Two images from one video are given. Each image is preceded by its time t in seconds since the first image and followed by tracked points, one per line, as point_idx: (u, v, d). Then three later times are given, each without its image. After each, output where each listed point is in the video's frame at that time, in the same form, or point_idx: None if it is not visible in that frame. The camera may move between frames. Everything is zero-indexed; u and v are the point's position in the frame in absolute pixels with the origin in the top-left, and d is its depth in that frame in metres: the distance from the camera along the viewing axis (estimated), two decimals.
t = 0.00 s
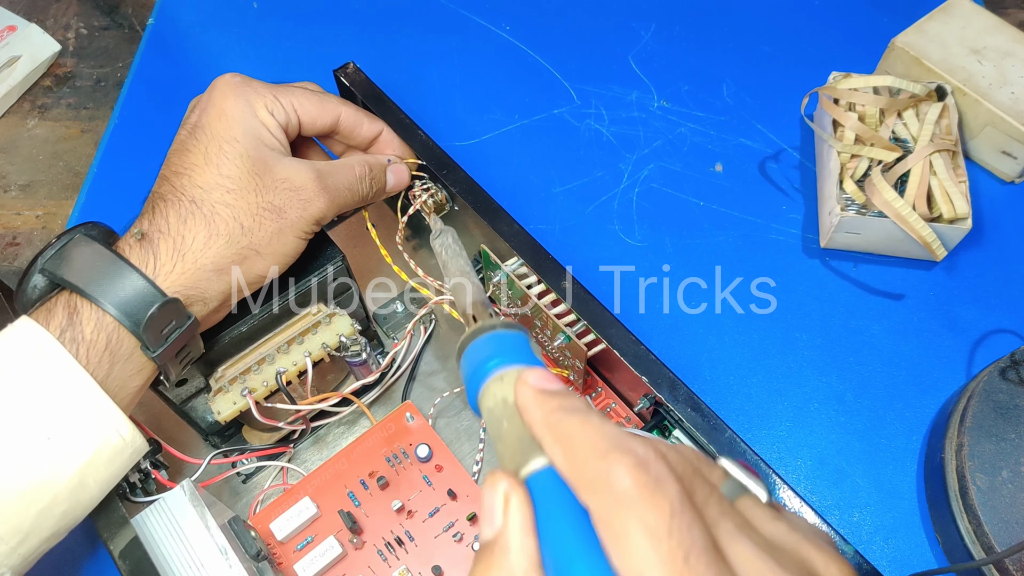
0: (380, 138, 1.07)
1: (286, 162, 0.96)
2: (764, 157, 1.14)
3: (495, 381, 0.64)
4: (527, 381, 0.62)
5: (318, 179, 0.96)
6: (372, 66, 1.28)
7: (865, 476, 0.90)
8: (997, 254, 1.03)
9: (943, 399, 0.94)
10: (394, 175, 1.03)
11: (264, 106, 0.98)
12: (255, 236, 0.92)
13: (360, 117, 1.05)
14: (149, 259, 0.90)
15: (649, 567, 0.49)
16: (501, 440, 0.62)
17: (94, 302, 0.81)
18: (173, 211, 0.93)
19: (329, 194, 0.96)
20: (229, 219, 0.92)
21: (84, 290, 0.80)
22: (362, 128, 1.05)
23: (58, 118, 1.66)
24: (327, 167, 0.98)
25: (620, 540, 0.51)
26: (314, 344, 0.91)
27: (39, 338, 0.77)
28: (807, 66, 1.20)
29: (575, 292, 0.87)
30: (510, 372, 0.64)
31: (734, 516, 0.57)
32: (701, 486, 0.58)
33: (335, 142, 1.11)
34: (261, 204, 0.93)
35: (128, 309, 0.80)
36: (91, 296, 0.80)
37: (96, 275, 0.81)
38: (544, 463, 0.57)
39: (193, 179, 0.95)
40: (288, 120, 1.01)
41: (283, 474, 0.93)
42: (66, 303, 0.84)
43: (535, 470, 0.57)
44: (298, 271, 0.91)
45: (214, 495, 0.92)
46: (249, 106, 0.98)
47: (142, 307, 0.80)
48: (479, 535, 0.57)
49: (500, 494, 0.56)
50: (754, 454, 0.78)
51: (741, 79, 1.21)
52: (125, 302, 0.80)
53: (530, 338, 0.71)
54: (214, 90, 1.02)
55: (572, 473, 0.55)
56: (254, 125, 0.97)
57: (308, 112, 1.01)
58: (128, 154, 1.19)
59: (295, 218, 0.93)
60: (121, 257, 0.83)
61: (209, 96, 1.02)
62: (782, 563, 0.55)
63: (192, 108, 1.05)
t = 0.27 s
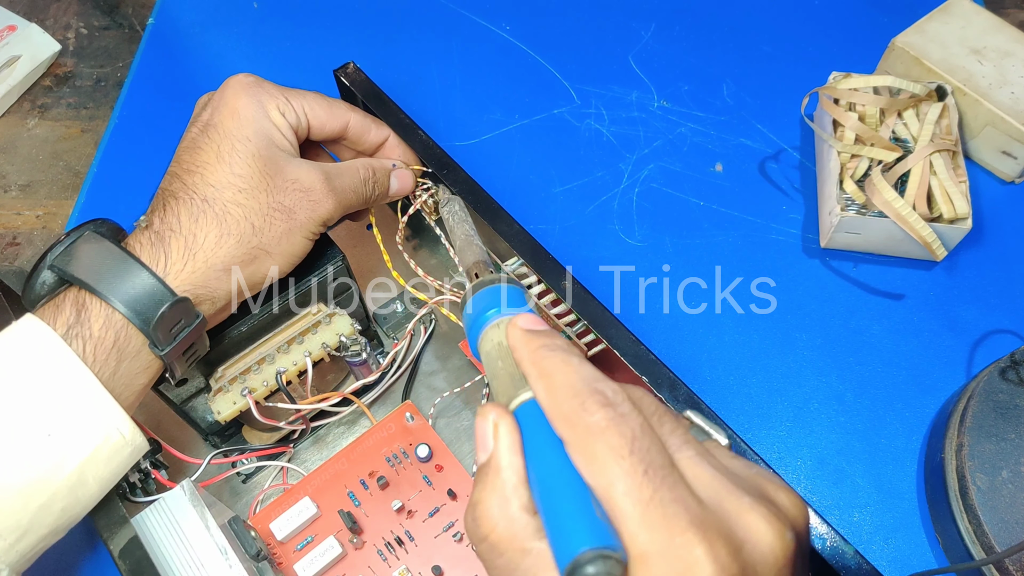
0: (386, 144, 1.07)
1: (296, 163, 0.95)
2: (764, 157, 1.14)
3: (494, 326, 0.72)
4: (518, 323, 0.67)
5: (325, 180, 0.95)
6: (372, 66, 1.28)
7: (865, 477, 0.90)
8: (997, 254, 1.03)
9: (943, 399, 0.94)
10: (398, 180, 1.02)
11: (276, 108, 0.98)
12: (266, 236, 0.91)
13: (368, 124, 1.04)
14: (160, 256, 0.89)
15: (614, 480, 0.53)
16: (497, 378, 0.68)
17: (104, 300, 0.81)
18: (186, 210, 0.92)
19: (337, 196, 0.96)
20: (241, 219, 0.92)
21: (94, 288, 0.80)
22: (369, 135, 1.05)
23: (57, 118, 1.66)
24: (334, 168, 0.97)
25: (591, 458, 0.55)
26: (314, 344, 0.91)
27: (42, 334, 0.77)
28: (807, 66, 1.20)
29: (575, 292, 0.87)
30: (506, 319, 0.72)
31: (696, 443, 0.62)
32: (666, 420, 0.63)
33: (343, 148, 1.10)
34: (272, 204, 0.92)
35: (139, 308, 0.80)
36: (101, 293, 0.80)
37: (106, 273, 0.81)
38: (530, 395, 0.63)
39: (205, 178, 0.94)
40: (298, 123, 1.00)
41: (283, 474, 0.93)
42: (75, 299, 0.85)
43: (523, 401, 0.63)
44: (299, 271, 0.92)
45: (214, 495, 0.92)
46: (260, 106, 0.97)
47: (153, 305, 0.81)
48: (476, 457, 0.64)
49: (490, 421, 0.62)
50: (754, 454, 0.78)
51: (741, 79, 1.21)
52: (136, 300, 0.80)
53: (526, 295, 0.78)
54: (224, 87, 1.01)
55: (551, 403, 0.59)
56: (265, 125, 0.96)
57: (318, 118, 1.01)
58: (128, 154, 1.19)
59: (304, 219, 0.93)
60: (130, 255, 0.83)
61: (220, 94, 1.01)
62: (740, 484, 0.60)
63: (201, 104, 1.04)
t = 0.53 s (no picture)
0: (387, 145, 1.07)
1: (302, 167, 0.95)
2: (764, 157, 1.14)
3: (483, 314, 0.74)
4: (504, 310, 0.69)
5: (330, 184, 0.95)
6: (371, 66, 1.28)
7: (865, 477, 0.90)
8: (997, 254, 1.03)
9: (942, 399, 0.94)
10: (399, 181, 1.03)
11: (282, 111, 0.97)
12: (272, 241, 0.91)
13: (371, 126, 1.05)
14: (167, 262, 0.89)
15: (593, 456, 0.54)
16: (488, 363, 0.71)
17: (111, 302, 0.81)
18: (193, 214, 0.91)
19: (342, 200, 0.96)
20: (248, 223, 0.91)
21: (102, 290, 0.80)
22: (371, 135, 1.05)
23: (57, 118, 1.66)
24: (338, 171, 0.97)
25: (571, 436, 0.55)
26: (314, 344, 0.91)
27: (48, 337, 0.77)
28: (807, 66, 1.20)
29: (575, 292, 0.87)
30: (494, 308, 0.74)
31: (674, 422, 0.61)
32: (645, 401, 0.62)
33: (345, 149, 1.10)
34: (278, 209, 0.92)
35: (146, 311, 0.81)
36: (109, 296, 0.80)
37: (114, 275, 0.81)
38: (516, 378, 0.65)
39: (211, 182, 0.93)
40: (302, 125, 1.00)
41: (283, 474, 0.93)
42: (82, 302, 0.85)
43: (510, 384, 0.65)
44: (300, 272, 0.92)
45: (214, 495, 0.92)
46: (266, 109, 0.97)
47: (160, 309, 0.81)
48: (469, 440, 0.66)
49: (478, 404, 0.64)
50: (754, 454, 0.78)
51: (741, 79, 1.21)
52: (143, 304, 0.80)
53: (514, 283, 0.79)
54: (230, 90, 1.00)
55: (533, 385, 0.60)
56: (271, 129, 0.96)
57: (323, 119, 1.01)
58: (129, 154, 1.19)
59: (309, 224, 0.93)
60: (137, 257, 0.83)
61: (226, 96, 1.00)
62: (716, 459, 0.60)
63: (205, 106, 1.04)
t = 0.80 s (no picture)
0: (387, 145, 1.07)
1: (302, 167, 0.95)
2: (764, 157, 1.14)
3: (479, 314, 0.74)
4: (501, 310, 0.69)
5: (330, 184, 0.95)
6: (371, 66, 1.28)
7: (865, 477, 0.90)
8: (997, 254, 1.03)
9: (942, 399, 0.94)
10: (400, 181, 1.02)
11: (282, 111, 0.97)
12: (272, 241, 0.91)
13: (372, 125, 1.05)
14: (166, 261, 0.88)
15: (589, 452, 0.54)
16: (485, 362, 0.70)
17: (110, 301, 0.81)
18: (193, 214, 0.91)
19: (343, 200, 0.96)
20: (249, 223, 0.91)
21: (102, 290, 0.80)
22: (372, 135, 1.05)
23: (57, 118, 1.65)
24: (339, 170, 0.97)
25: (567, 433, 0.55)
26: (314, 344, 0.91)
27: (48, 337, 0.77)
28: (808, 66, 1.20)
29: (575, 292, 0.87)
30: (490, 308, 0.74)
31: (669, 418, 0.61)
32: (641, 397, 0.62)
33: (345, 148, 1.10)
34: (278, 209, 0.92)
35: (147, 311, 0.80)
36: (109, 296, 0.80)
37: (114, 275, 0.81)
38: (513, 376, 0.65)
39: (212, 182, 0.93)
40: (303, 125, 1.00)
41: (283, 474, 0.93)
42: (82, 302, 0.85)
43: (507, 382, 0.65)
44: (301, 272, 0.92)
45: (214, 495, 0.92)
46: (267, 109, 0.97)
47: (161, 309, 0.81)
48: (466, 438, 0.66)
49: (475, 403, 0.64)
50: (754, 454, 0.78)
51: (741, 79, 1.21)
52: (144, 304, 0.80)
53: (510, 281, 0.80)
54: (230, 90, 1.00)
55: (530, 382, 0.60)
56: (271, 128, 0.96)
57: (323, 119, 1.01)
58: (128, 154, 1.19)
59: (310, 224, 0.92)
60: (137, 256, 0.83)
61: (226, 96, 1.00)
62: (711, 455, 0.60)
63: (205, 106, 1.04)
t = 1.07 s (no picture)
0: (387, 145, 1.07)
1: (303, 168, 0.95)
2: (764, 157, 1.14)
3: (478, 315, 0.74)
4: (500, 310, 0.68)
5: (331, 185, 0.95)
6: (371, 66, 1.28)
7: (865, 476, 0.90)
8: (997, 254, 1.03)
9: (942, 399, 0.94)
10: (400, 181, 1.02)
11: (283, 112, 0.97)
12: (273, 242, 0.91)
13: (372, 125, 1.05)
14: (168, 262, 0.88)
15: (588, 452, 0.54)
16: (483, 363, 0.70)
17: (111, 302, 0.80)
18: (194, 215, 0.91)
19: (343, 201, 0.96)
20: (249, 224, 0.91)
21: (104, 291, 0.80)
22: (372, 135, 1.05)
23: (57, 118, 1.66)
24: (340, 171, 0.97)
25: (566, 434, 0.55)
26: (314, 344, 0.91)
27: (49, 338, 0.77)
28: (808, 66, 1.20)
29: (575, 291, 0.87)
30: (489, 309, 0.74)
31: (668, 418, 0.61)
32: (640, 398, 0.62)
33: (345, 148, 1.10)
34: (279, 210, 0.92)
35: (148, 312, 0.81)
36: (110, 297, 0.80)
37: (115, 276, 0.81)
38: (512, 377, 0.64)
39: (213, 183, 0.93)
40: (303, 125, 1.00)
41: (283, 474, 0.93)
42: (84, 303, 0.85)
43: (506, 383, 0.65)
44: (301, 272, 0.93)
45: (214, 495, 0.92)
46: (268, 110, 0.97)
47: (162, 310, 0.81)
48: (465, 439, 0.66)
49: (474, 404, 0.64)
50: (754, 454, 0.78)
51: (741, 79, 1.21)
52: (145, 305, 0.80)
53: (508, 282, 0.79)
54: (231, 91, 1.00)
55: (528, 383, 0.60)
56: (272, 129, 0.96)
57: (324, 120, 1.01)
58: (128, 154, 1.19)
59: (311, 225, 0.92)
60: (138, 257, 0.83)
61: (227, 96, 1.00)
62: (710, 455, 0.60)
63: (206, 106, 1.04)
